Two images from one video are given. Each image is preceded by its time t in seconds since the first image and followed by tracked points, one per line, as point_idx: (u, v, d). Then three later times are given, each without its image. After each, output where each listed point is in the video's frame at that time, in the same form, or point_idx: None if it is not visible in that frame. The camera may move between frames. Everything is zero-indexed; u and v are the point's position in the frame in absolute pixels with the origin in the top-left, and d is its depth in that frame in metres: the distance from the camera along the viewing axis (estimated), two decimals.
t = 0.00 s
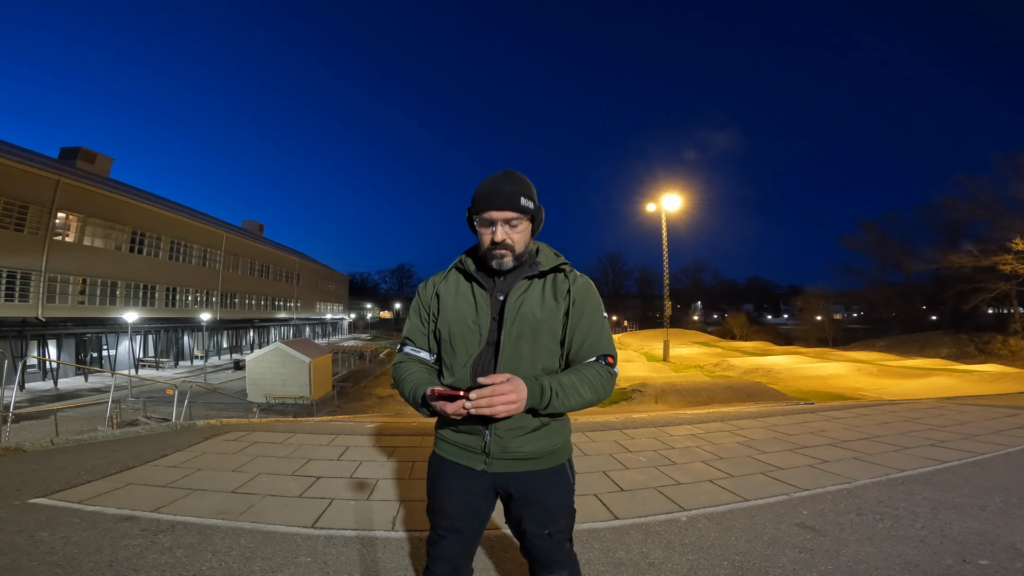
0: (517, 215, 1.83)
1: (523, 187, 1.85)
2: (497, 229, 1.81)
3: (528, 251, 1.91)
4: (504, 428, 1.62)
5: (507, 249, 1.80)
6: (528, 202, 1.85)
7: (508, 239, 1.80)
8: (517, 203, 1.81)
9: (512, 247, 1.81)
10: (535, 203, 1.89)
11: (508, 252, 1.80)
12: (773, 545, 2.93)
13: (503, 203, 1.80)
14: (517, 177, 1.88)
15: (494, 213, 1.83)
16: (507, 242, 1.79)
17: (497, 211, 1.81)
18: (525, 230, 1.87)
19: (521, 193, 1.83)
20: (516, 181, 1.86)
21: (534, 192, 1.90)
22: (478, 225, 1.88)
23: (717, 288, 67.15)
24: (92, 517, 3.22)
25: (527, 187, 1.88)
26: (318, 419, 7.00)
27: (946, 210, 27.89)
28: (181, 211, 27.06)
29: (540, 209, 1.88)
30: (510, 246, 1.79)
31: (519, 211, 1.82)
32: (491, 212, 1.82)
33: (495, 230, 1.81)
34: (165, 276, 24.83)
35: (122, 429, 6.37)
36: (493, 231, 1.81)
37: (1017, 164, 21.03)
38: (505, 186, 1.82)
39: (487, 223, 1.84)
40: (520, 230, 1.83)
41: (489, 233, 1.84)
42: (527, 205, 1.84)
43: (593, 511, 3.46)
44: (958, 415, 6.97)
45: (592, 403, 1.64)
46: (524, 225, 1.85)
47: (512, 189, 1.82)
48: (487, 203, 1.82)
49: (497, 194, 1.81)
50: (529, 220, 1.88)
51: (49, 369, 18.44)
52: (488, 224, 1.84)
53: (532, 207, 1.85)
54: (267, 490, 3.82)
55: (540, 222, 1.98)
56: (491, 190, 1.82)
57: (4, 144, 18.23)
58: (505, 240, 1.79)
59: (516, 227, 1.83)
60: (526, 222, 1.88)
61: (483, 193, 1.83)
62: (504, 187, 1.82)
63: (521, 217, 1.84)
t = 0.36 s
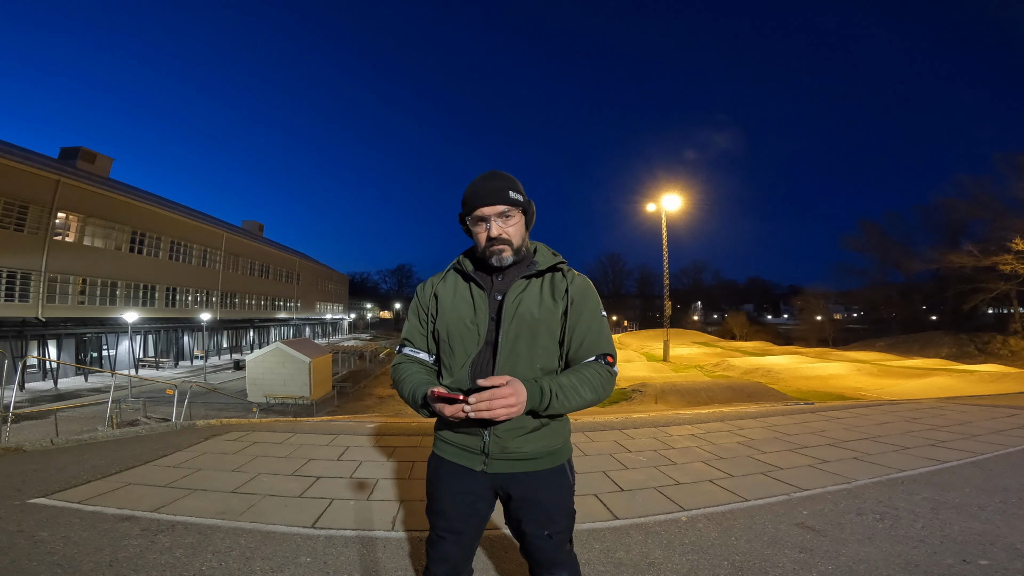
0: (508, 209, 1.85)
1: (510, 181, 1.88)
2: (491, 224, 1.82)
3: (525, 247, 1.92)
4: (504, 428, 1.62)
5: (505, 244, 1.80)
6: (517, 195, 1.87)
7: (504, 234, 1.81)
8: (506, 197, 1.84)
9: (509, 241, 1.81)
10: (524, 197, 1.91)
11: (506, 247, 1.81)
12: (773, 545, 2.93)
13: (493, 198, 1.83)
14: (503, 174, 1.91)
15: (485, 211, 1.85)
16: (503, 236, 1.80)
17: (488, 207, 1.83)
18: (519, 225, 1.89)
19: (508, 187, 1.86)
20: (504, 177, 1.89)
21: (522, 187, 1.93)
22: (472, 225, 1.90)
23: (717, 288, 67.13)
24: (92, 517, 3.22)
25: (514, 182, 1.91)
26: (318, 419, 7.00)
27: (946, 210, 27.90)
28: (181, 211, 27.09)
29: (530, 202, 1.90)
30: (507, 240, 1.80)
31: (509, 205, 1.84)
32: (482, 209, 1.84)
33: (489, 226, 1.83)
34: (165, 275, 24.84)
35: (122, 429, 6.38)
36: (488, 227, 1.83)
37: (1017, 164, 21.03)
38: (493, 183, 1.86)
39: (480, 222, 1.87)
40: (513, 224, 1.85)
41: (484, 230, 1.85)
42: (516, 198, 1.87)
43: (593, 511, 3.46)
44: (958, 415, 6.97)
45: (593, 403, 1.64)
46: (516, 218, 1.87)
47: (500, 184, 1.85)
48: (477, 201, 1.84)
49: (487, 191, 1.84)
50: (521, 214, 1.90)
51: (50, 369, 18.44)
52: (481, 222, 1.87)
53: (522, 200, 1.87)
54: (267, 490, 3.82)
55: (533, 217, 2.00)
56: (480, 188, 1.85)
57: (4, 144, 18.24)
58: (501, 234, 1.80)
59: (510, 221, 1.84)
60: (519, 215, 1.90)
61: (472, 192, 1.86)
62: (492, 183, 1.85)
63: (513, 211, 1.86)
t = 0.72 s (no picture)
0: (502, 210, 1.85)
1: (503, 182, 1.88)
2: (484, 226, 1.83)
3: (521, 247, 1.91)
4: (502, 428, 1.62)
5: (499, 245, 1.81)
6: (510, 195, 1.87)
7: (498, 235, 1.81)
8: (499, 198, 1.84)
9: (504, 242, 1.81)
10: (518, 196, 1.91)
11: (500, 248, 1.81)
12: (773, 545, 2.93)
13: (486, 199, 1.83)
14: (496, 174, 1.91)
15: (479, 212, 1.86)
16: (497, 237, 1.81)
17: (481, 208, 1.84)
18: (513, 224, 1.89)
19: (501, 188, 1.86)
20: (496, 178, 1.89)
21: (516, 186, 1.92)
22: (466, 226, 1.91)
23: (717, 288, 67.11)
24: (92, 516, 3.22)
25: (507, 182, 1.91)
26: (318, 419, 7.00)
27: (946, 210, 27.89)
28: (181, 211, 27.09)
29: (523, 201, 1.89)
30: (502, 240, 1.80)
31: (502, 205, 1.84)
32: (475, 211, 1.85)
33: (483, 228, 1.83)
34: (166, 276, 24.84)
35: (122, 429, 6.38)
36: (482, 228, 1.84)
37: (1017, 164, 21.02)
38: (486, 184, 1.86)
39: (474, 223, 1.88)
40: (508, 225, 1.85)
41: (478, 231, 1.86)
42: (509, 198, 1.87)
43: (593, 511, 3.46)
44: (958, 415, 6.97)
45: (592, 402, 1.64)
46: (510, 218, 1.87)
47: (491, 185, 1.85)
48: (471, 204, 1.85)
49: (479, 193, 1.84)
50: (515, 214, 1.90)
51: (49, 369, 18.43)
52: (475, 223, 1.88)
53: (515, 200, 1.87)
54: (268, 490, 3.82)
55: (529, 216, 1.99)
56: (473, 190, 1.85)
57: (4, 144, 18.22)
58: (495, 235, 1.81)
59: (504, 221, 1.84)
60: (513, 215, 1.90)
61: (465, 194, 1.87)
62: (485, 184, 1.85)
63: (506, 211, 1.86)
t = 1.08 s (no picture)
0: (501, 210, 1.85)
1: (502, 182, 1.88)
2: (484, 226, 1.83)
3: (520, 247, 1.91)
4: (502, 428, 1.62)
5: (498, 245, 1.81)
6: (509, 196, 1.87)
7: (497, 235, 1.81)
8: (498, 198, 1.84)
9: (503, 242, 1.81)
10: (518, 197, 1.91)
11: (499, 248, 1.81)
12: (773, 545, 2.93)
13: (485, 199, 1.83)
14: (494, 175, 1.92)
15: (477, 213, 1.86)
16: (497, 236, 1.81)
17: (480, 208, 1.84)
18: (512, 224, 1.88)
19: (500, 188, 1.86)
20: (496, 179, 1.90)
21: (515, 187, 1.92)
22: (465, 227, 1.92)
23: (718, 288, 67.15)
24: (92, 517, 3.22)
25: (506, 182, 1.91)
26: (318, 419, 7.00)
27: (946, 210, 27.89)
28: (181, 211, 27.11)
29: (523, 201, 1.89)
30: (500, 241, 1.80)
31: (501, 205, 1.85)
32: (475, 211, 1.85)
33: (482, 227, 1.84)
34: (166, 276, 24.85)
35: (123, 429, 6.38)
36: (481, 228, 1.84)
37: (1017, 164, 21.01)
38: (486, 184, 1.86)
39: (473, 223, 1.88)
40: (507, 225, 1.85)
41: (477, 232, 1.86)
42: (508, 198, 1.87)
43: (593, 511, 3.46)
44: (958, 415, 6.97)
45: (592, 402, 1.64)
46: (509, 218, 1.87)
47: (491, 186, 1.85)
48: (470, 203, 1.85)
49: (478, 193, 1.84)
50: (515, 214, 1.90)
51: (49, 369, 18.44)
52: (474, 223, 1.88)
53: (514, 200, 1.88)
54: (267, 490, 3.82)
55: (528, 216, 1.99)
56: (472, 190, 1.86)
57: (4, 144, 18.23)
58: (494, 235, 1.81)
59: (503, 222, 1.84)
60: (512, 215, 1.89)
61: (464, 194, 1.87)
62: (484, 185, 1.85)
63: (505, 211, 1.86)
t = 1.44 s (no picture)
0: (501, 212, 1.85)
1: (503, 183, 1.88)
2: (484, 227, 1.83)
3: (521, 248, 1.91)
4: (503, 427, 1.62)
5: (499, 245, 1.81)
6: (510, 198, 1.87)
7: (497, 235, 1.81)
8: (499, 198, 1.84)
9: (504, 242, 1.81)
10: (519, 199, 1.90)
11: (500, 249, 1.81)
12: (773, 545, 2.93)
13: (486, 200, 1.82)
14: (496, 175, 1.92)
15: (478, 214, 1.86)
16: (497, 237, 1.81)
17: (481, 209, 1.84)
18: (513, 225, 1.88)
19: (501, 189, 1.86)
20: (498, 180, 1.90)
21: (517, 188, 1.92)
22: (466, 227, 1.91)
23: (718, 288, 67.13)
24: (92, 516, 3.22)
25: (508, 183, 1.91)
26: (317, 419, 7.00)
27: (946, 210, 27.89)
28: (181, 211, 27.12)
29: (524, 202, 1.89)
30: (501, 242, 1.80)
31: (502, 206, 1.84)
32: (476, 212, 1.85)
33: (482, 228, 1.84)
34: (166, 276, 24.84)
35: (123, 429, 6.38)
36: (482, 229, 1.84)
37: (1017, 164, 21.01)
38: (487, 185, 1.86)
39: (474, 224, 1.88)
40: (507, 225, 1.85)
41: (478, 233, 1.86)
42: (509, 199, 1.86)
43: (593, 511, 3.46)
44: (958, 415, 6.97)
45: (592, 402, 1.64)
46: (510, 219, 1.86)
47: (492, 186, 1.85)
48: (471, 204, 1.85)
49: (480, 194, 1.84)
50: (516, 215, 1.90)
51: (49, 369, 18.43)
52: (475, 224, 1.88)
53: (515, 202, 1.87)
54: (268, 490, 3.82)
55: (529, 217, 1.99)
56: (473, 190, 1.86)
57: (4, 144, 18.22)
58: (495, 236, 1.81)
59: (503, 223, 1.84)
60: (513, 217, 1.89)
61: (465, 195, 1.87)
62: (485, 186, 1.85)
63: (506, 212, 1.86)
